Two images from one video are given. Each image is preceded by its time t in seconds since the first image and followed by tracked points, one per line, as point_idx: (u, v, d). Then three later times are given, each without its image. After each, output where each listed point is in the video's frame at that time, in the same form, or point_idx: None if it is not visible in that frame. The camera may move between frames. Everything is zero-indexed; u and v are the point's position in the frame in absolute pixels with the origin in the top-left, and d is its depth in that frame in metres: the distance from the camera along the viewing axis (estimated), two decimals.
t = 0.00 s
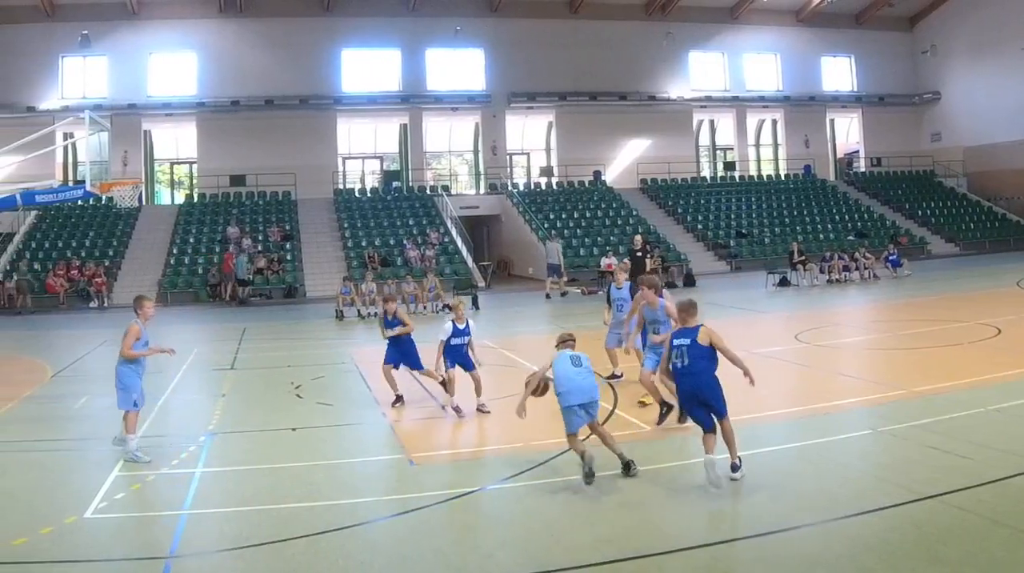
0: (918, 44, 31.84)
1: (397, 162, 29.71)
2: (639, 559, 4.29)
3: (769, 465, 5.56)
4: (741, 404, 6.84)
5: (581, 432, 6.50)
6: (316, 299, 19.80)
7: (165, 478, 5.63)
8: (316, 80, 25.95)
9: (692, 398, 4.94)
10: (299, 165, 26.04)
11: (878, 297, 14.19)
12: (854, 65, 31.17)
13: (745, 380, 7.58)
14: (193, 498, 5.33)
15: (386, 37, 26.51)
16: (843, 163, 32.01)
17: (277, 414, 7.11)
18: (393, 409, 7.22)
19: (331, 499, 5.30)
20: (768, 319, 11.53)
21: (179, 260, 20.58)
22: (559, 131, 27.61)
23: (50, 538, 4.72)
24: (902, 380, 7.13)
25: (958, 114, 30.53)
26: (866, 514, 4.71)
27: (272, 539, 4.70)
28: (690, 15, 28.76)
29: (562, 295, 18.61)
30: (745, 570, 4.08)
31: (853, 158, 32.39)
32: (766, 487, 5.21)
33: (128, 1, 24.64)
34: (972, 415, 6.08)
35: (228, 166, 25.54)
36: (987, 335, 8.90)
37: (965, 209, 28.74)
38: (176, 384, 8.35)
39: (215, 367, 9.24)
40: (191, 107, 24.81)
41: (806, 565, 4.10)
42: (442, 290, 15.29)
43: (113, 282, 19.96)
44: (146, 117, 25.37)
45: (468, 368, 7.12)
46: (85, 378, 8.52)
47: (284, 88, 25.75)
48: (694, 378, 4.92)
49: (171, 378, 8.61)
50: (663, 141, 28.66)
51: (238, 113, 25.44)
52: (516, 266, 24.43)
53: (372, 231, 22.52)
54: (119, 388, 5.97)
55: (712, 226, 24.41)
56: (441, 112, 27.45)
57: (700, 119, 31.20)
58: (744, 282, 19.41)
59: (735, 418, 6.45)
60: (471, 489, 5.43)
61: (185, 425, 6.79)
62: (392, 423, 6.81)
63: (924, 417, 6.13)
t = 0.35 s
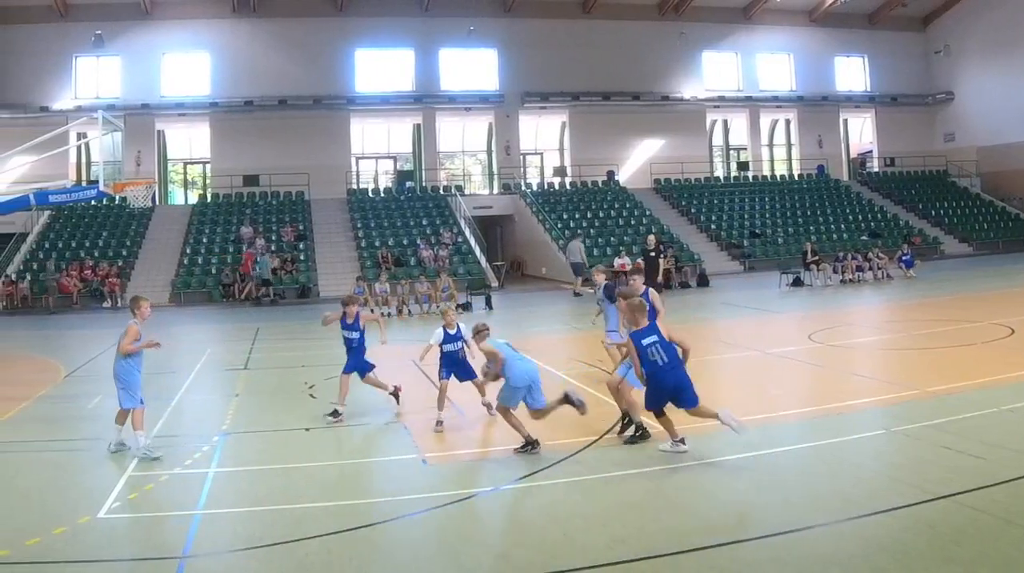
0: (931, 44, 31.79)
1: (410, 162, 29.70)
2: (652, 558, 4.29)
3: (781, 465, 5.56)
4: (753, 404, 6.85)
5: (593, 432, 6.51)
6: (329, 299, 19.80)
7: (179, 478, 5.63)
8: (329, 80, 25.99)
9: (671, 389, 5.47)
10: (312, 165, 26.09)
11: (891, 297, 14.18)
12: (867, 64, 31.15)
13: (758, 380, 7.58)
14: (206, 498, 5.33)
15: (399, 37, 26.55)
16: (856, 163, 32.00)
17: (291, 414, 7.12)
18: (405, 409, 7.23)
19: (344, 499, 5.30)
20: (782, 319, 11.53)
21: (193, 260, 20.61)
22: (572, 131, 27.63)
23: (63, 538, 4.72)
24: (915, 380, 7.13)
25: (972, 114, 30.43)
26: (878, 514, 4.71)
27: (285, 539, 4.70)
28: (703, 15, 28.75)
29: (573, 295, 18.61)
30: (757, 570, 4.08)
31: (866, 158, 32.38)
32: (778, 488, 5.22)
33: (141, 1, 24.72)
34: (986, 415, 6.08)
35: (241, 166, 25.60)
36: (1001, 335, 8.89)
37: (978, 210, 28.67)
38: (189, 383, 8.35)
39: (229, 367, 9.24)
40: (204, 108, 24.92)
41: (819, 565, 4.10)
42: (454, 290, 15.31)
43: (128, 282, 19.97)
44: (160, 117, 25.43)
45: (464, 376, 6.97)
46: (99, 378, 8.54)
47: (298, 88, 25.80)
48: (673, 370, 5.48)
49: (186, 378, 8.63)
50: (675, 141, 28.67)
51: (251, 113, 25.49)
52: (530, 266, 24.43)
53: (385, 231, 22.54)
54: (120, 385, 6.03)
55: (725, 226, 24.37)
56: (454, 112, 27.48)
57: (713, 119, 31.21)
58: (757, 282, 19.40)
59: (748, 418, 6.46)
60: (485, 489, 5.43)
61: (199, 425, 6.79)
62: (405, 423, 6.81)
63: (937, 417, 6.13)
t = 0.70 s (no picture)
0: (946, 44, 31.70)
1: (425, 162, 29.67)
2: (668, 558, 4.29)
3: (795, 465, 5.56)
4: (767, 404, 6.85)
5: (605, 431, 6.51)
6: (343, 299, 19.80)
7: (194, 478, 5.63)
8: (344, 80, 26.02)
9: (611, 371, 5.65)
10: (327, 166, 26.12)
11: (907, 297, 14.16)
12: (883, 64, 31.11)
13: (773, 380, 7.58)
14: (221, 498, 5.33)
15: (414, 37, 26.57)
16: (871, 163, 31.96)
17: (304, 414, 7.13)
18: (417, 410, 7.18)
19: (358, 499, 5.31)
20: (796, 319, 11.52)
21: (208, 260, 20.62)
22: (587, 131, 27.63)
23: (78, 538, 4.72)
24: (930, 380, 7.13)
25: (987, 114, 30.32)
26: (894, 514, 4.71)
27: (300, 540, 4.70)
28: (718, 15, 28.73)
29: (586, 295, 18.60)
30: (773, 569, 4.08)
31: (881, 158, 32.33)
32: (793, 488, 5.22)
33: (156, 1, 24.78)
34: (1001, 415, 6.08)
35: (256, 166, 25.62)
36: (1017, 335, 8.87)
37: (994, 210, 28.59)
38: (204, 384, 8.34)
39: (245, 367, 9.24)
40: (219, 108, 25.00)
41: (835, 565, 4.10)
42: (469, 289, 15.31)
43: (143, 281, 19.97)
44: (175, 117, 25.49)
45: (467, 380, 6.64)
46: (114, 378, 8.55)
47: (313, 88, 25.84)
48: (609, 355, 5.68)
49: (201, 378, 8.62)
50: (690, 141, 28.64)
51: (266, 113, 25.53)
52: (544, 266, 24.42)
53: (399, 231, 22.54)
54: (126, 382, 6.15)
55: (740, 226, 24.32)
56: (469, 112, 27.49)
57: (728, 119, 31.20)
58: (772, 282, 19.38)
59: (763, 419, 6.45)
60: (499, 489, 5.42)
61: (213, 425, 6.80)
62: (419, 423, 6.80)
63: (953, 417, 6.13)
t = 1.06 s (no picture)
0: (959, 44, 31.63)
1: (439, 162, 29.67)
2: (681, 558, 4.30)
3: (808, 465, 5.57)
4: (780, 404, 6.86)
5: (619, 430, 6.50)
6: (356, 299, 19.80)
7: (207, 478, 5.63)
8: (357, 80, 26.05)
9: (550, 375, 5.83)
10: (339, 166, 26.17)
11: (920, 297, 14.15)
12: (896, 64, 31.06)
13: (786, 380, 7.59)
14: (234, 498, 5.33)
15: (427, 37, 26.58)
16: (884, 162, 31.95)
17: (317, 414, 7.12)
18: (429, 410, 7.19)
19: (370, 498, 5.31)
20: (809, 319, 11.53)
21: (221, 260, 20.64)
22: (600, 131, 27.65)
23: (92, 537, 4.73)
24: (943, 380, 7.13)
25: (1000, 114, 30.25)
26: (905, 514, 4.71)
27: (314, 540, 4.69)
28: (731, 15, 28.72)
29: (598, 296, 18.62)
30: (785, 569, 4.08)
31: (895, 158, 32.30)
32: (806, 488, 5.22)
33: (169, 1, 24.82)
34: (1014, 415, 6.07)
35: (270, 166, 25.69)
36: None
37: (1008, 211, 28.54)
38: (217, 383, 8.35)
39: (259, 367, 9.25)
40: (232, 108, 25.05)
41: (847, 565, 4.10)
42: (483, 289, 15.36)
43: (156, 282, 20.01)
44: (188, 117, 25.53)
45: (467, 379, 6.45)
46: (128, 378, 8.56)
47: (326, 88, 25.88)
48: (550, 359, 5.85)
49: (215, 378, 8.63)
50: (703, 141, 28.63)
51: (280, 113, 25.59)
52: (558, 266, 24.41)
53: (413, 231, 22.55)
54: (127, 379, 6.24)
55: (753, 227, 24.31)
56: (482, 112, 27.51)
57: (741, 119, 31.21)
58: (785, 282, 19.38)
59: (775, 419, 6.46)
60: (512, 489, 5.42)
61: (227, 425, 6.80)
62: (433, 423, 6.81)
63: (966, 417, 6.13)
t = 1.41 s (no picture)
0: (973, 44, 31.53)
1: (451, 162, 29.69)
2: (697, 558, 4.30)
3: (823, 465, 5.56)
4: (793, 404, 6.86)
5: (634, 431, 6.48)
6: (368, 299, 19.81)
7: (222, 478, 5.63)
8: (370, 79, 26.09)
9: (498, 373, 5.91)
10: (353, 166, 26.20)
11: (934, 297, 14.14)
12: (909, 64, 31.00)
13: (799, 380, 7.60)
14: (247, 498, 5.33)
15: (441, 38, 26.58)
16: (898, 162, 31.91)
17: (330, 414, 7.12)
18: (442, 410, 7.18)
19: (385, 499, 5.31)
20: (823, 319, 11.53)
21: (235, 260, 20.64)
22: (613, 131, 27.68)
23: (105, 537, 4.73)
24: (956, 380, 7.13)
25: (1015, 113, 30.15)
26: (920, 514, 4.71)
27: (327, 539, 4.69)
28: (744, 15, 28.67)
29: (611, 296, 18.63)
30: (801, 569, 4.09)
31: (908, 157, 32.25)
32: (820, 488, 5.22)
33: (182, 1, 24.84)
34: None
35: (283, 166, 25.72)
36: None
37: None
38: (230, 383, 8.35)
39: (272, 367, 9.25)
40: (246, 108, 25.09)
41: (863, 565, 4.10)
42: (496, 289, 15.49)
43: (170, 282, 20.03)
44: (201, 117, 25.53)
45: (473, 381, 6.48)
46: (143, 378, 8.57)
47: (339, 88, 25.92)
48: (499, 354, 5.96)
49: (229, 378, 8.63)
50: (715, 141, 28.64)
51: (294, 113, 25.63)
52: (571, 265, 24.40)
53: (426, 231, 22.58)
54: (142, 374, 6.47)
55: (766, 226, 24.30)
56: (495, 112, 27.53)
57: (754, 119, 31.22)
58: (798, 282, 19.38)
59: (790, 419, 6.46)
60: (525, 489, 5.42)
61: (241, 425, 6.80)
62: (447, 423, 6.80)
63: (980, 417, 6.13)
